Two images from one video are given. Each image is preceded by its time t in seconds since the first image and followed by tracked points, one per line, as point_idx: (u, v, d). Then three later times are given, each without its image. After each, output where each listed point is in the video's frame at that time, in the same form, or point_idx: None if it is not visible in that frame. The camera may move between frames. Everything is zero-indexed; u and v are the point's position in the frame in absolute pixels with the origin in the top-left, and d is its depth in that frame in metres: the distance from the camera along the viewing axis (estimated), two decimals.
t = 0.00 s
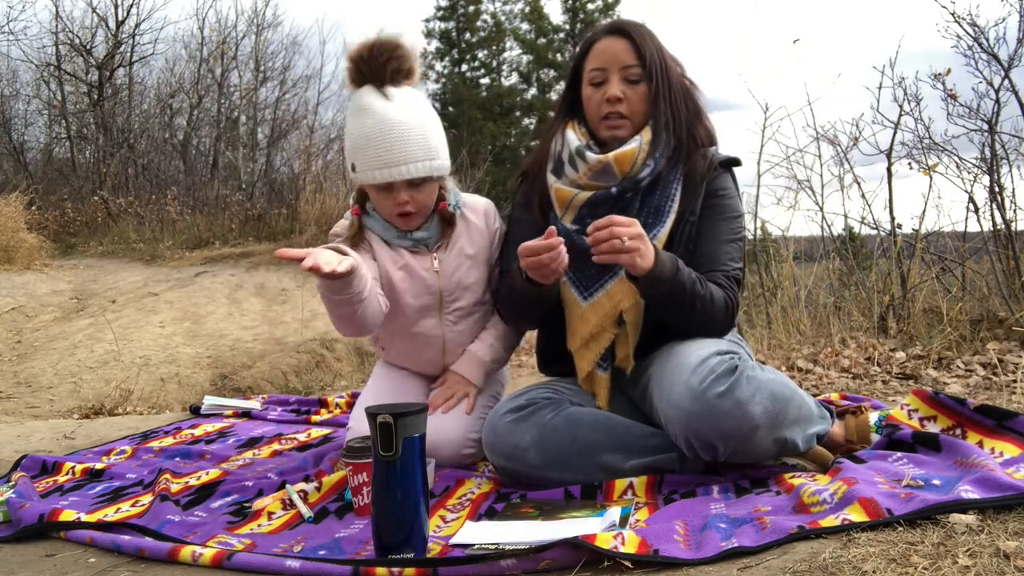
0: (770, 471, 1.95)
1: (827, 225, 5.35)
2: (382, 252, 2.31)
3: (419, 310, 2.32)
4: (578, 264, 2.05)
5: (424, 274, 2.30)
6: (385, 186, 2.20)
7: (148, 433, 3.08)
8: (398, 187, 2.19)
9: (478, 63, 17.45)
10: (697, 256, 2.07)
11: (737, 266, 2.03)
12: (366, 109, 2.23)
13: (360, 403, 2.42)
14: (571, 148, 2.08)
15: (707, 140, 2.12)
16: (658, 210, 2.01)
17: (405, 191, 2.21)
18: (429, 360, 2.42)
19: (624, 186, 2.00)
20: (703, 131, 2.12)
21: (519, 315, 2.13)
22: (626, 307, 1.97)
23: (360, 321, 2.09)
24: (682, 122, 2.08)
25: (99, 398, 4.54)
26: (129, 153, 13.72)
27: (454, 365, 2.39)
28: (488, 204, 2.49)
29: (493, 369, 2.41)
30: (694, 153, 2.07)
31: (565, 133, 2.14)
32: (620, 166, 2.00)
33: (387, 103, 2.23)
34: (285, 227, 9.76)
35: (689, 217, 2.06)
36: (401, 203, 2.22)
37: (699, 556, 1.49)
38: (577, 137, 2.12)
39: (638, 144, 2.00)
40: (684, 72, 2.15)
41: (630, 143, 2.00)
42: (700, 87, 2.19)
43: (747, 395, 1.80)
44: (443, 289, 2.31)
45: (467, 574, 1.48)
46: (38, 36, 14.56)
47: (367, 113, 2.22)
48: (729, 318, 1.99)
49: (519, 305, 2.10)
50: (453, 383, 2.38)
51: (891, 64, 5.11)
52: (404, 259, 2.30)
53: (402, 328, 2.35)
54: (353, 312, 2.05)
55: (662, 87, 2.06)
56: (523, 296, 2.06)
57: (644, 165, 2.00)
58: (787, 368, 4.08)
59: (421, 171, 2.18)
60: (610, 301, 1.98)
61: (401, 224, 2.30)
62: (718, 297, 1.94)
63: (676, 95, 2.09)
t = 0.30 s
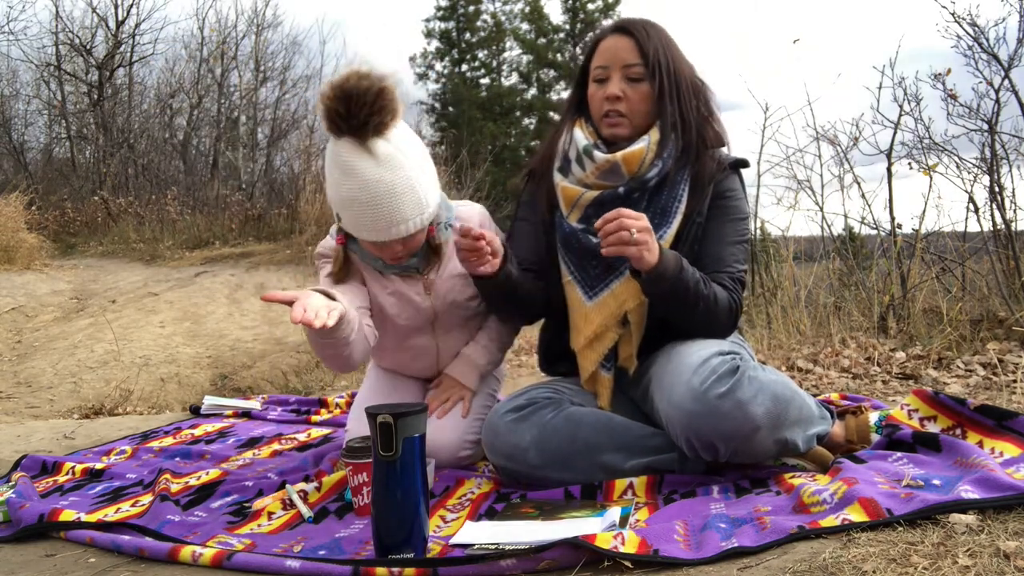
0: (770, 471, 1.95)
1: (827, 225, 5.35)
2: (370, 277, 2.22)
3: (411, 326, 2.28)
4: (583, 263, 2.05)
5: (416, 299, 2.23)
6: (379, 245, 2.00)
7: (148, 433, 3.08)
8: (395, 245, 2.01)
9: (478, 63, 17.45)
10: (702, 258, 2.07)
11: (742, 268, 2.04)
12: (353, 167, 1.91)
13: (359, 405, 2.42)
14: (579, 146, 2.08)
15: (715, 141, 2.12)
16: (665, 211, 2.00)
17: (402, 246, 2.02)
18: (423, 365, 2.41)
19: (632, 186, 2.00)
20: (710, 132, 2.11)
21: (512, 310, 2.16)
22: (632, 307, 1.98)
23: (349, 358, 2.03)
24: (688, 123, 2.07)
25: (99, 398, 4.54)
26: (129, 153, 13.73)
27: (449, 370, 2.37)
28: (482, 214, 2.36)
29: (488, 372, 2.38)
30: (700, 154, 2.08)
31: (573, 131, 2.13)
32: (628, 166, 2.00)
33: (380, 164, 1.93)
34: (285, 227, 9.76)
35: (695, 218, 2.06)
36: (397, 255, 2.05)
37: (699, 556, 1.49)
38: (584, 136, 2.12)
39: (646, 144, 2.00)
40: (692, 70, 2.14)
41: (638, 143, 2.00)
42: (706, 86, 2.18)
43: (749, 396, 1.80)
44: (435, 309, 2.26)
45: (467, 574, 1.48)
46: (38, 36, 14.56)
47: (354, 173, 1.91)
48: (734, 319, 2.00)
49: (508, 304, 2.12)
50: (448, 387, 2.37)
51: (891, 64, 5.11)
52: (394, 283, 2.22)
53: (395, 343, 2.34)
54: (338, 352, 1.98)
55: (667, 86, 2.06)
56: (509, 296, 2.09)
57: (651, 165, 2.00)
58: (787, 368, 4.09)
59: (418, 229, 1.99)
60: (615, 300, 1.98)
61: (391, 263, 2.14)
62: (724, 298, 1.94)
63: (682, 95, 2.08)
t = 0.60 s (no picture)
0: (770, 471, 1.95)
1: (827, 225, 5.35)
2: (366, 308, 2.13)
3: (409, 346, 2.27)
4: (583, 264, 2.04)
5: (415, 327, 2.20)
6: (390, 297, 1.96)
7: (148, 433, 3.08)
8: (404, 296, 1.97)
9: (478, 63, 17.45)
10: (702, 258, 2.07)
11: (742, 267, 2.04)
12: (351, 237, 1.80)
13: (356, 406, 2.41)
14: (578, 147, 2.07)
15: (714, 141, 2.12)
16: (665, 211, 2.00)
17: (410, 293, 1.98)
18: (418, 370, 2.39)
19: (632, 187, 2.00)
20: (709, 132, 2.11)
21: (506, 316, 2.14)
22: (633, 308, 1.98)
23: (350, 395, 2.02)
24: (687, 123, 2.07)
25: (99, 398, 4.54)
26: (129, 153, 13.73)
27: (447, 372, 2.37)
28: (480, 234, 2.27)
29: (485, 372, 2.39)
30: (698, 154, 2.08)
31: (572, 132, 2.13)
32: (628, 166, 2.00)
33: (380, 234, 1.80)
34: (286, 228, 9.77)
35: (695, 218, 2.06)
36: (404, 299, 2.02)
37: (699, 556, 1.49)
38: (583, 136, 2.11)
39: (645, 144, 1.99)
40: (691, 70, 2.14)
41: (638, 144, 2.00)
42: (705, 86, 2.18)
43: (749, 395, 1.80)
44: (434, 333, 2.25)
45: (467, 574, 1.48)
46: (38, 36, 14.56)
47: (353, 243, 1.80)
48: (734, 319, 2.00)
49: (495, 315, 2.11)
50: (446, 388, 2.37)
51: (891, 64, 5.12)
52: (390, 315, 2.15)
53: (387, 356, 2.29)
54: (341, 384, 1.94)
55: (665, 87, 2.06)
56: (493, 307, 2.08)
57: (651, 165, 2.00)
58: (788, 368, 4.09)
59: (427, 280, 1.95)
60: (616, 302, 1.98)
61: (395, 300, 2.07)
62: (724, 297, 1.94)
63: (680, 96, 2.08)
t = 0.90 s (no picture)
0: (771, 471, 1.95)
1: (827, 225, 5.35)
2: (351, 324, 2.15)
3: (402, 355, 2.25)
4: (583, 269, 2.05)
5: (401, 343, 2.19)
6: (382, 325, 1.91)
7: (148, 433, 3.08)
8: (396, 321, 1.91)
9: (478, 63, 17.45)
10: (702, 260, 2.07)
11: (741, 268, 2.04)
12: (327, 280, 1.76)
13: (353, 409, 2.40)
14: (576, 152, 2.07)
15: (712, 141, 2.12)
16: (665, 215, 2.01)
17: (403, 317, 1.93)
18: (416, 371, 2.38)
19: (632, 191, 2.00)
20: (707, 133, 2.11)
21: (494, 328, 2.11)
22: (635, 313, 1.98)
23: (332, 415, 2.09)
24: (685, 124, 2.07)
25: (99, 398, 4.54)
26: (129, 153, 13.74)
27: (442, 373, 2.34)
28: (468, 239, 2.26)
29: (479, 371, 2.36)
30: (696, 154, 2.07)
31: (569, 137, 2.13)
32: (628, 171, 2.00)
33: (356, 274, 1.74)
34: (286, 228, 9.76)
35: (694, 219, 2.06)
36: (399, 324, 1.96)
37: (699, 556, 1.49)
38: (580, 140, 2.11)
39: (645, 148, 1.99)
40: (687, 70, 2.14)
41: (636, 148, 2.00)
42: (702, 86, 2.18)
43: (748, 397, 1.80)
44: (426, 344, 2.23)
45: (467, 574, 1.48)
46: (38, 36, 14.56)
47: (332, 285, 1.77)
48: (734, 320, 2.00)
49: (480, 332, 2.06)
50: (441, 389, 2.35)
51: (891, 64, 5.11)
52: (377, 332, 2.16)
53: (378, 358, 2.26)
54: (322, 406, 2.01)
55: (661, 88, 2.06)
56: (477, 327, 2.04)
57: (650, 169, 2.00)
58: (788, 368, 4.08)
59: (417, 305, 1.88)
60: (618, 308, 1.99)
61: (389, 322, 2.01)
62: (724, 299, 1.94)
63: (677, 97, 2.08)
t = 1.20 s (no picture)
0: (771, 471, 1.95)
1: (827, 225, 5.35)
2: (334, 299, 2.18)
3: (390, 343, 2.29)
4: (582, 271, 2.05)
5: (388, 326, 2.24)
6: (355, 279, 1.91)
7: (148, 433, 3.08)
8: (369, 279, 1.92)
9: (478, 63, 17.45)
10: (701, 262, 2.07)
11: (741, 270, 2.04)
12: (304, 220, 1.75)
13: (354, 409, 2.41)
14: (575, 155, 2.06)
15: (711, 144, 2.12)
16: (664, 217, 2.01)
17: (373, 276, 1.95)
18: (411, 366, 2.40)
19: (632, 194, 2.00)
20: (705, 134, 2.11)
21: (476, 326, 2.07)
22: (634, 315, 1.99)
23: (310, 392, 2.09)
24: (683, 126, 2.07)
25: (99, 398, 4.54)
26: (129, 153, 13.74)
27: (437, 372, 2.34)
28: (458, 225, 2.26)
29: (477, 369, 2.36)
30: (696, 156, 2.07)
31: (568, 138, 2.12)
32: (627, 174, 1.98)
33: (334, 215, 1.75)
34: (285, 228, 9.76)
35: (694, 221, 2.06)
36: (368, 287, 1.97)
37: (699, 556, 1.49)
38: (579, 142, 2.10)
39: (644, 150, 1.98)
40: (684, 71, 2.14)
41: (635, 150, 1.99)
42: (700, 86, 2.18)
43: (749, 398, 1.80)
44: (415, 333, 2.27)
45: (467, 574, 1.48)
46: (38, 36, 14.57)
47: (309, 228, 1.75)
48: (733, 322, 2.01)
49: (459, 328, 2.02)
50: (437, 388, 2.35)
51: (891, 64, 5.11)
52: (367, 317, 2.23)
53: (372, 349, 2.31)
54: (292, 380, 2.00)
55: (659, 90, 2.05)
56: (455, 323, 1.99)
57: (649, 172, 2.00)
58: (788, 368, 4.08)
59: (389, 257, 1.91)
60: (617, 310, 1.99)
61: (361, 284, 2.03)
62: (724, 302, 1.95)
63: (676, 98, 2.08)
